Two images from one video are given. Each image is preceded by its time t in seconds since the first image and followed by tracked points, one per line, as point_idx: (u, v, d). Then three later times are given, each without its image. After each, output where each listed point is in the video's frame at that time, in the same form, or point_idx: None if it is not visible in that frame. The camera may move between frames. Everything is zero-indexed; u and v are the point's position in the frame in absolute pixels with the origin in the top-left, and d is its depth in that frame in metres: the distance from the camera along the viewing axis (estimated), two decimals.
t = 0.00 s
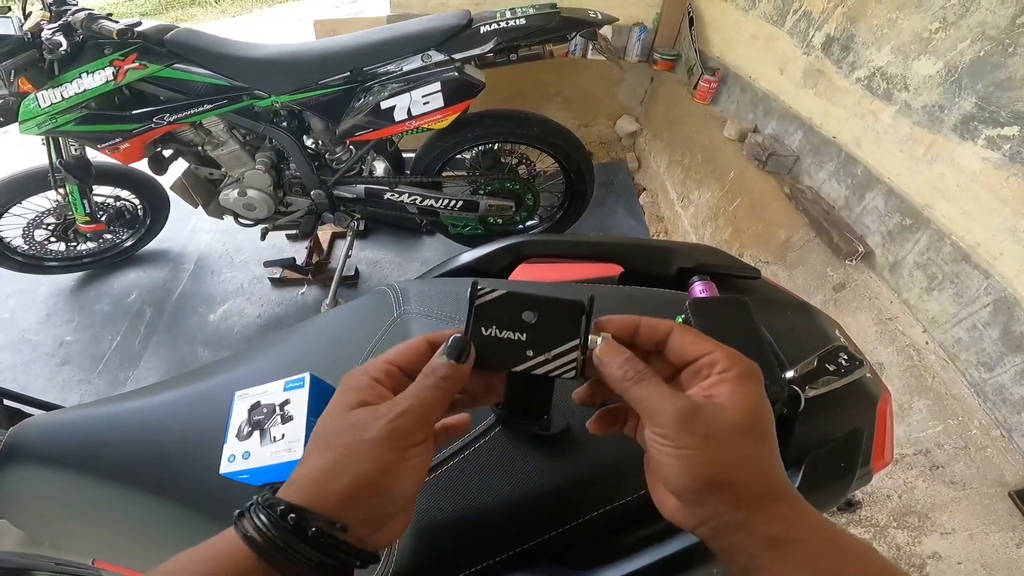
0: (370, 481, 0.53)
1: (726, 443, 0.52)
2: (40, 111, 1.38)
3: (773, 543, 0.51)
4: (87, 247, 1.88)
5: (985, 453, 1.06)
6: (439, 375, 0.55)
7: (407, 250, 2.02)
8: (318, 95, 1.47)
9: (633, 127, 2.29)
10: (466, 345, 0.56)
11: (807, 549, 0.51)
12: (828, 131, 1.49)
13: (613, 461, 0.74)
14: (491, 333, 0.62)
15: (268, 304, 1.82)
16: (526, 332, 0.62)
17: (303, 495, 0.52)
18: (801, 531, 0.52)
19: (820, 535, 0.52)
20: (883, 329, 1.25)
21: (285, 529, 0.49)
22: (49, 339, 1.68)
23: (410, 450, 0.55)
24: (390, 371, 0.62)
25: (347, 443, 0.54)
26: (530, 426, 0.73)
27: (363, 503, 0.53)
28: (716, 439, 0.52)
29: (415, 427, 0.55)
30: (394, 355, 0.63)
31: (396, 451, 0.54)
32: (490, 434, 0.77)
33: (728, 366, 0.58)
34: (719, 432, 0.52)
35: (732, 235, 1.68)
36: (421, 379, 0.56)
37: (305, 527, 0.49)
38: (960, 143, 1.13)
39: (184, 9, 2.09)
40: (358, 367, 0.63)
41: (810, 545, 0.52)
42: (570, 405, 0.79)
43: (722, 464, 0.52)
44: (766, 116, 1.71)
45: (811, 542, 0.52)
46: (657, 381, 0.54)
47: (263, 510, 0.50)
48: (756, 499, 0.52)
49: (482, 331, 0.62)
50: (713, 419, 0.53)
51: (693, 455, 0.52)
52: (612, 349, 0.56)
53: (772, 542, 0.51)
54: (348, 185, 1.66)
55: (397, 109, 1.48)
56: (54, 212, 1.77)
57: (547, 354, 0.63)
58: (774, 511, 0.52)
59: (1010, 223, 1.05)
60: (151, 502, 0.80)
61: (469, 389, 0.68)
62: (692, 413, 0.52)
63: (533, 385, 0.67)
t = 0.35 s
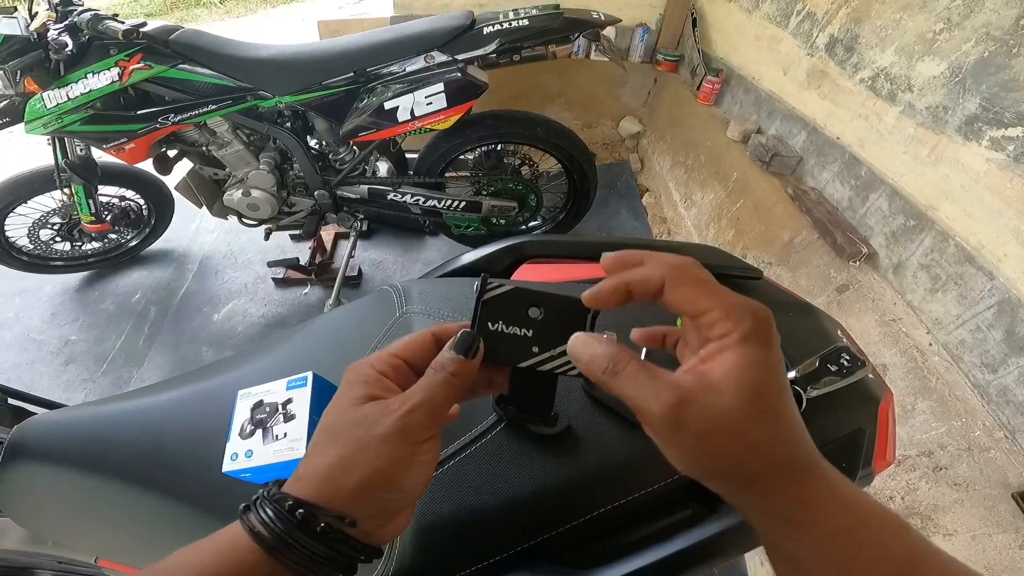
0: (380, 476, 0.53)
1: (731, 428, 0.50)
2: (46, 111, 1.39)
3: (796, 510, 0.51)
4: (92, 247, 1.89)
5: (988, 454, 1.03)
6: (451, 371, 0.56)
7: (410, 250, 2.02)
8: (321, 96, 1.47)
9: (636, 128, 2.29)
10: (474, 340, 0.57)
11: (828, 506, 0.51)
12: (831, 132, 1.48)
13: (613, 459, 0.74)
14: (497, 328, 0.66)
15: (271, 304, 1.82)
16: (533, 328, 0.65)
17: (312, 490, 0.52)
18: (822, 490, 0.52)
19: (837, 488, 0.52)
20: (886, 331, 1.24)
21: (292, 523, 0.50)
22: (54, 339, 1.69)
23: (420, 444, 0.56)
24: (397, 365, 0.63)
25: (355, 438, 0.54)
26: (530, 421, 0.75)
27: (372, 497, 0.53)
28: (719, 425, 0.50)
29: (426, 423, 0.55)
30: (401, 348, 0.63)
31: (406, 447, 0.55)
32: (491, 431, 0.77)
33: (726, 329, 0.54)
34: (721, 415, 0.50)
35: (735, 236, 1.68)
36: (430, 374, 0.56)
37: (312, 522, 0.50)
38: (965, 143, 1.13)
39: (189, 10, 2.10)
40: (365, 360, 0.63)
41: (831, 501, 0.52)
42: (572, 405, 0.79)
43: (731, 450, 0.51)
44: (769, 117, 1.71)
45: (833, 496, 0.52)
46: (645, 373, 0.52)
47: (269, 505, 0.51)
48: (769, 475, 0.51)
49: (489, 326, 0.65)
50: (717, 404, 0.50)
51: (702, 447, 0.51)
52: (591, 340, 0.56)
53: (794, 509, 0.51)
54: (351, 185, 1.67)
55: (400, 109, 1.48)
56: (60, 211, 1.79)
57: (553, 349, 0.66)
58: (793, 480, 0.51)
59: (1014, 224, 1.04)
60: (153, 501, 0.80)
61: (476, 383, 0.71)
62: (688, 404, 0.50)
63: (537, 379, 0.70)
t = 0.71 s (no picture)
0: (376, 493, 0.54)
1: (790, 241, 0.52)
2: (34, 118, 1.38)
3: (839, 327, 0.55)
4: (85, 254, 1.88)
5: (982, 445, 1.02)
6: (458, 396, 0.57)
7: (405, 253, 2.02)
8: (312, 100, 1.46)
9: (628, 127, 2.30)
10: (489, 369, 0.59)
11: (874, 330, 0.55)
12: (820, 127, 1.49)
13: (609, 456, 0.74)
14: (515, 358, 0.72)
15: (266, 309, 1.82)
16: (551, 362, 0.72)
17: (308, 502, 0.53)
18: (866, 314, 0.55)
19: (875, 305, 0.55)
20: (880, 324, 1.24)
21: (284, 535, 0.50)
22: (49, 347, 1.68)
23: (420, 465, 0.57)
24: (409, 388, 0.64)
25: (356, 450, 0.55)
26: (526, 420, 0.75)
27: (365, 512, 0.53)
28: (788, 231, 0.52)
29: (428, 443, 0.56)
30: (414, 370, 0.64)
31: (404, 465, 0.55)
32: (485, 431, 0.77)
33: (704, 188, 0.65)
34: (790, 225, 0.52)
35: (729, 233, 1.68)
36: (441, 398, 0.57)
37: (303, 534, 0.50)
38: (952, 137, 1.14)
39: (177, 14, 2.10)
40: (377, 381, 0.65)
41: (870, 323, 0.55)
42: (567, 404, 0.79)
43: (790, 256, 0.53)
44: (759, 114, 1.71)
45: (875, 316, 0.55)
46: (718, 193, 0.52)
47: (264, 514, 0.51)
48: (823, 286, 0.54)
49: (508, 356, 0.72)
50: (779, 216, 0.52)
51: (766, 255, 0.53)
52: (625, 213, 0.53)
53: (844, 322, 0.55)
54: (344, 189, 1.67)
55: (391, 112, 1.48)
56: (52, 219, 1.78)
57: (563, 385, 0.72)
58: (841, 298, 0.55)
59: (1002, 216, 1.04)
60: (149, 506, 0.79)
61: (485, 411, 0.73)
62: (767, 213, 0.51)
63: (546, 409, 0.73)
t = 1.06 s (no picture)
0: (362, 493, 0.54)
1: (829, 339, 0.50)
2: (54, 109, 1.40)
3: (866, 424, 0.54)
4: (100, 244, 1.91)
5: (996, 455, 1.01)
6: (441, 395, 0.58)
7: (416, 248, 2.03)
8: (327, 94, 1.47)
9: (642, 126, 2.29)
10: (470, 365, 0.59)
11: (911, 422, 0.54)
12: (840, 130, 1.47)
13: (621, 460, 0.74)
14: (497, 352, 0.65)
15: (277, 301, 1.83)
16: (535, 355, 0.65)
17: (294, 505, 0.52)
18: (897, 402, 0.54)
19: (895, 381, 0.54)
20: (895, 330, 1.23)
21: (269, 539, 0.48)
22: (62, 336, 1.71)
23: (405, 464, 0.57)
24: (392, 388, 0.63)
25: (340, 453, 0.55)
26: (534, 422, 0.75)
27: (351, 514, 0.54)
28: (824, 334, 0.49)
29: (413, 442, 0.57)
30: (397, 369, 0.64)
31: (388, 467, 0.56)
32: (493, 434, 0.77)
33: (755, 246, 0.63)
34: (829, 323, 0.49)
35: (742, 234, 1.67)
36: (422, 397, 0.57)
37: (287, 537, 0.49)
38: (975, 142, 1.12)
39: (196, 7, 2.11)
40: (358, 380, 0.64)
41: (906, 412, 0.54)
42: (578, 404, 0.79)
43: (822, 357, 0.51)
44: (777, 115, 1.70)
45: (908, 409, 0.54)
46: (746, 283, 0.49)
47: (247, 518, 0.50)
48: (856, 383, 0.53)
49: (490, 350, 0.65)
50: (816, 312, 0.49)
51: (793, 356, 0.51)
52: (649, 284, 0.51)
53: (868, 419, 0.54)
54: (358, 182, 1.67)
55: (406, 107, 1.48)
56: (68, 209, 1.80)
57: (552, 378, 0.66)
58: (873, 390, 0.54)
59: None
60: (162, 495, 0.81)
61: (473, 406, 0.71)
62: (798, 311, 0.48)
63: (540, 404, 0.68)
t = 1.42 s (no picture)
0: (354, 496, 0.53)
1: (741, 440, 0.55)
2: (41, 102, 1.37)
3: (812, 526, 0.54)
4: (89, 238, 1.89)
5: (985, 448, 1.02)
6: (430, 391, 0.56)
7: (409, 241, 2.02)
8: (319, 87, 1.45)
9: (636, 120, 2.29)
10: (457, 359, 0.57)
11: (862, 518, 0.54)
12: (833, 124, 1.48)
13: (613, 454, 0.75)
14: (484, 344, 0.63)
15: (270, 295, 1.82)
16: (520, 344, 0.63)
17: (286, 509, 0.52)
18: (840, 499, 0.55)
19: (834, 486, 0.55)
20: (886, 322, 1.23)
21: (262, 543, 0.49)
22: (52, 330, 1.69)
23: (398, 465, 0.56)
24: (378, 384, 0.62)
25: (330, 456, 0.54)
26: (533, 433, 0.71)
27: (346, 516, 0.53)
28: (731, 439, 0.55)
29: (404, 442, 0.55)
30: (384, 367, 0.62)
31: (382, 468, 0.54)
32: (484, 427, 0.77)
33: (725, 346, 0.61)
34: (733, 433, 0.55)
35: (735, 228, 1.68)
36: (412, 394, 0.56)
37: (282, 542, 0.49)
38: (968, 137, 1.12)
39: None
40: (345, 379, 0.62)
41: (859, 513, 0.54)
42: (569, 398, 0.80)
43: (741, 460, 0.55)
44: (770, 109, 1.70)
45: (855, 508, 0.54)
46: (664, 391, 0.57)
47: (241, 524, 0.50)
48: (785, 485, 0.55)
49: (476, 342, 0.63)
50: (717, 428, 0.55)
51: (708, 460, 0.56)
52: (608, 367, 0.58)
53: (812, 519, 0.55)
54: (350, 175, 1.66)
55: (399, 100, 1.46)
56: (56, 202, 1.78)
57: (541, 367, 0.63)
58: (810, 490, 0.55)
59: (1016, 218, 1.03)
60: (153, 490, 0.80)
61: (461, 400, 0.65)
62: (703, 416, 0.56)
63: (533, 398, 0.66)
